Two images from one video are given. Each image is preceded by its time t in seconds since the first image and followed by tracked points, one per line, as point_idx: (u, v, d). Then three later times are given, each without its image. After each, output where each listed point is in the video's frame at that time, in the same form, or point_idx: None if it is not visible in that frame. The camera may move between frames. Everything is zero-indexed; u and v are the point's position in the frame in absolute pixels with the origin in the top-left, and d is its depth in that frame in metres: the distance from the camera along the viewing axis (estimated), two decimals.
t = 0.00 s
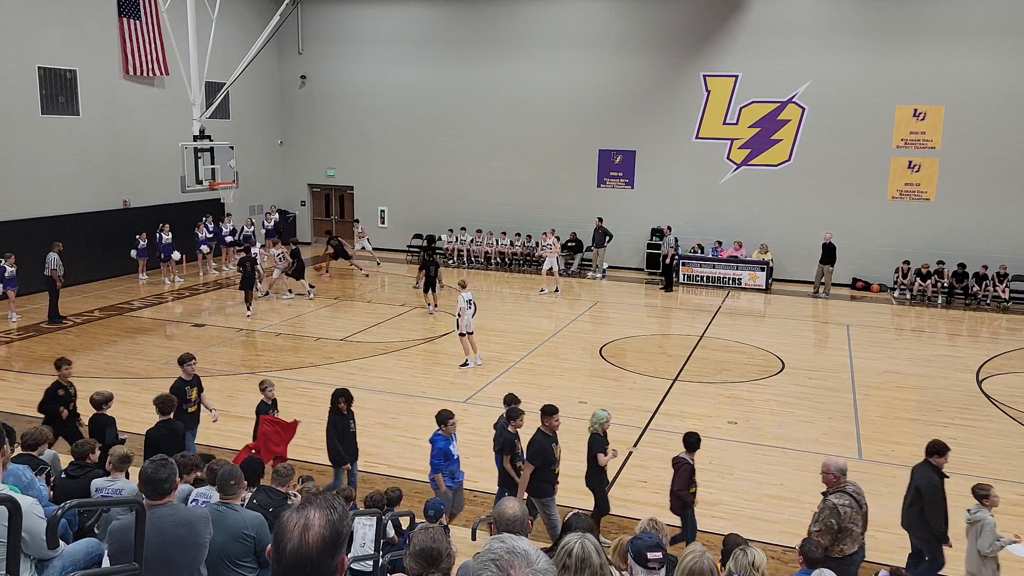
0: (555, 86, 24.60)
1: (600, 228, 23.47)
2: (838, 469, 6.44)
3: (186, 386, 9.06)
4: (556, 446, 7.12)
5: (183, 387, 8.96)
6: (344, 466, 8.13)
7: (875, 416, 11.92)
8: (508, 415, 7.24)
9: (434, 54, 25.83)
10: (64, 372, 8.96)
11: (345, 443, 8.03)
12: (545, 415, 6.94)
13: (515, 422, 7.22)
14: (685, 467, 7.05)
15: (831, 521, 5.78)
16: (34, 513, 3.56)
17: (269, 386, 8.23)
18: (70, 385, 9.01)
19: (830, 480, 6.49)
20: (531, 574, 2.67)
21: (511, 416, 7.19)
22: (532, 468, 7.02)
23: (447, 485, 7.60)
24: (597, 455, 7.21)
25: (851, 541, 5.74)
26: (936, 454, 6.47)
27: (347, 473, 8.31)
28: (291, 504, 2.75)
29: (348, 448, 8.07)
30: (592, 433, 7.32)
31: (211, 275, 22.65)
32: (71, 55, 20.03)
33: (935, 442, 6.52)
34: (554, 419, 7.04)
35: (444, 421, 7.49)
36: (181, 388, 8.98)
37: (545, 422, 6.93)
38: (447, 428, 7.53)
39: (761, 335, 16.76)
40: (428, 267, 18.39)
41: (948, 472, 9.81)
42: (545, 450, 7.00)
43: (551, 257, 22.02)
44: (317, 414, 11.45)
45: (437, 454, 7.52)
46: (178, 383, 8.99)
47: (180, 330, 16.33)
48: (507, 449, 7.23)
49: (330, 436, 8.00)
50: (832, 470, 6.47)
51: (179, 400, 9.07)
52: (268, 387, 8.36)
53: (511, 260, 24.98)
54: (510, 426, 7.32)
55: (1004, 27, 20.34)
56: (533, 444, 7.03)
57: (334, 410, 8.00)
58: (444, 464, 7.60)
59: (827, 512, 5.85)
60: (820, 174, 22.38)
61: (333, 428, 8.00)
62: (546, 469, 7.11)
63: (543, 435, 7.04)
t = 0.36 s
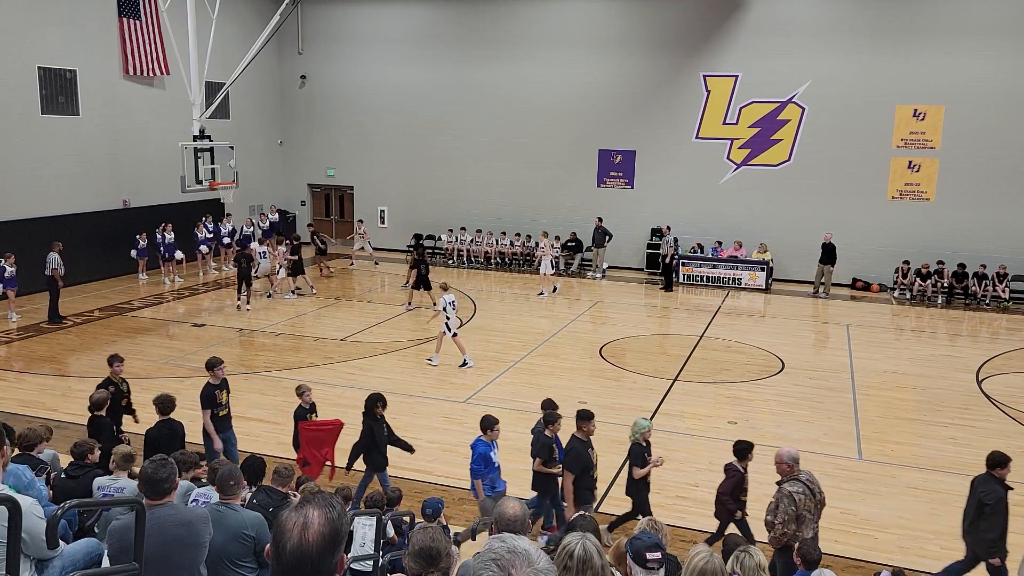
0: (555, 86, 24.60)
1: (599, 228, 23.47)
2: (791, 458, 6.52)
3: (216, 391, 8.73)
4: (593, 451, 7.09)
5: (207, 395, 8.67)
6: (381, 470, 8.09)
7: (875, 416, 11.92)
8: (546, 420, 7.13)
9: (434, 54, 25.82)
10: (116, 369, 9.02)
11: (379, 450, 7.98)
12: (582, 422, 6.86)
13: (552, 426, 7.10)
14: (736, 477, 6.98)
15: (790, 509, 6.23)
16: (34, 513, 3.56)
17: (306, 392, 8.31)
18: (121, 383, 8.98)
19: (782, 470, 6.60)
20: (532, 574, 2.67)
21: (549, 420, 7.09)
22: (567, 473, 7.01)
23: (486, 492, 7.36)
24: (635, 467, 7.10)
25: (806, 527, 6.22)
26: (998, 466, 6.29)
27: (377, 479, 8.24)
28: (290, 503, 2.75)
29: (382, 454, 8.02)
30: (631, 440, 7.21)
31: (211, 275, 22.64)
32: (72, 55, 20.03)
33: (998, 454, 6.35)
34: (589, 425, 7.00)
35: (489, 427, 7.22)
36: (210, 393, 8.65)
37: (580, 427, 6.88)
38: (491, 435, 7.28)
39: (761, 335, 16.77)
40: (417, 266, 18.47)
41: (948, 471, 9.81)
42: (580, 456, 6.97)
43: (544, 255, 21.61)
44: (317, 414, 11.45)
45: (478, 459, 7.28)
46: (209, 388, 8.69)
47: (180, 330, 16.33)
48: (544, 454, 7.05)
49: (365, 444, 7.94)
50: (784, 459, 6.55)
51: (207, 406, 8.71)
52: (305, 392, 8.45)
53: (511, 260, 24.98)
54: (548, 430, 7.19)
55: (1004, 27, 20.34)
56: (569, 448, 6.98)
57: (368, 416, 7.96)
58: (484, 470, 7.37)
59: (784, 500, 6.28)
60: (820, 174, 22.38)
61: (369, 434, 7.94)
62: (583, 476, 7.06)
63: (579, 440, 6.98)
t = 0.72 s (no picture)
0: (555, 86, 24.60)
1: (599, 228, 23.47)
2: (750, 453, 6.34)
3: (250, 397, 8.55)
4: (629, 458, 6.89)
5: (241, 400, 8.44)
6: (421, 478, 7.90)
7: (874, 416, 11.92)
8: (582, 422, 7.13)
9: (434, 54, 25.82)
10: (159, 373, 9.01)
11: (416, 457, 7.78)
12: (619, 425, 6.73)
13: (588, 428, 7.11)
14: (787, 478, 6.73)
15: (755, 505, 6.18)
16: (34, 513, 3.56)
17: (337, 401, 8.07)
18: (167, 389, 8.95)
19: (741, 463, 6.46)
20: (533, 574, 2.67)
21: (585, 423, 7.08)
22: (607, 477, 6.83)
23: (523, 498, 7.30)
24: (679, 471, 6.93)
25: (768, 520, 6.21)
26: None
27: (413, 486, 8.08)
28: (289, 503, 2.75)
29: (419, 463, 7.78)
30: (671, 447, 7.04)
31: (211, 275, 22.64)
32: (72, 55, 20.04)
33: None
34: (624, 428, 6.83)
35: (527, 432, 7.22)
36: (244, 398, 8.47)
37: (616, 430, 6.74)
38: (528, 439, 7.28)
39: (761, 335, 16.77)
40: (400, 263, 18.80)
41: (948, 471, 9.81)
42: (618, 459, 6.77)
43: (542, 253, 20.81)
44: (317, 414, 11.46)
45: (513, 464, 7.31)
46: (242, 393, 8.48)
47: (180, 330, 16.34)
48: (579, 455, 7.15)
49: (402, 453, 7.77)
50: (743, 455, 6.38)
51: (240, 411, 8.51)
52: (335, 399, 8.15)
53: (511, 260, 24.98)
54: (584, 432, 7.21)
55: (1004, 27, 20.33)
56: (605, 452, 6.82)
57: (404, 421, 7.85)
58: (521, 475, 7.37)
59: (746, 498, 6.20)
60: (820, 174, 22.38)
61: (404, 440, 7.80)
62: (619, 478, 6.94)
63: (614, 443, 6.81)
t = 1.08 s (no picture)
0: (555, 86, 24.60)
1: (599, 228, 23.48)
2: (711, 448, 6.46)
3: (284, 399, 8.43)
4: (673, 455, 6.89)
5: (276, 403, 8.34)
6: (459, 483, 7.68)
7: (874, 416, 11.92)
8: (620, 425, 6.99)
9: (434, 54, 25.82)
10: (207, 379, 8.32)
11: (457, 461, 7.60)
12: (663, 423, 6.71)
13: (626, 431, 6.96)
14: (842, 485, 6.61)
15: (720, 499, 6.10)
16: (34, 513, 3.56)
17: (371, 406, 7.96)
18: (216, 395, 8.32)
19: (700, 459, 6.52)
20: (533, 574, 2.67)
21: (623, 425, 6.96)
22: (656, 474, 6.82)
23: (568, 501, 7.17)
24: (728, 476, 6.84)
25: (730, 514, 6.16)
26: None
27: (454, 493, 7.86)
28: (289, 503, 2.75)
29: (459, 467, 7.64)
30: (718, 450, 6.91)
31: (211, 275, 22.63)
32: (72, 55, 20.04)
33: None
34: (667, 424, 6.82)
35: (567, 436, 6.93)
36: (278, 401, 8.35)
37: (660, 428, 6.72)
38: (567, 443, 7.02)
39: (761, 335, 16.77)
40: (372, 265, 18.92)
41: (948, 471, 9.82)
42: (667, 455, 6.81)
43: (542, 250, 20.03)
44: (317, 414, 11.46)
45: (559, 470, 7.08)
46: (277, 396, 8.38)
47: (179, 330, 16.35)
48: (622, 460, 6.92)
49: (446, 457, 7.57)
50: (703, 450, 6.47)
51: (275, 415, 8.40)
52: (368, 403, 8.07)
53: (511, 260, 24.98)
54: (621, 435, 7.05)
55: (1004, 27, 20.33)
56: (655, 451, 6.81)
57: (447, 425, 7.58)
58: (565, 479, 7.15)
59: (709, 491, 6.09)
60: (820, 174, 22.38)
61: (449, 445, 7.56)
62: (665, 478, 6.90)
63: (661, 439, 6.82)
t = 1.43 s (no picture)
0: (555, 86, 24.60)
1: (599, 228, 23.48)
2: (677, 447, 6.31)
3: (317, 404, 8.09)
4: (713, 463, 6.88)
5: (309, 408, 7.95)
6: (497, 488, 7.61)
7: (874, 416, 11.92)
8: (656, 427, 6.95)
9: (434, 54, 25.82)
10: (250, 383, 8.12)
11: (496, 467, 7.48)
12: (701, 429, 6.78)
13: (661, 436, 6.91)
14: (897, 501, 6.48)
15: (687, 496, 6.37)
16: (34, 513, 3.56)
17: (404, 411, 7.85)
18: (256, 399, 8.28)
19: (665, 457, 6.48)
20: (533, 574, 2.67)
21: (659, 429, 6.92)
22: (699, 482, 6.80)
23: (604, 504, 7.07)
24: (771, 488, 6.67)
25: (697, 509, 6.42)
26: None
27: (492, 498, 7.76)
28: (289, 503, 2.74)
29: (498, 473, 7.52)
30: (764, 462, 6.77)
31: (211, 275, 22.63)
32: (73, 55, 20.06)
33: None
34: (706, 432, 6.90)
35: (603, 438, 6.79)
36: (310, 407, 7.95)
37: (699, 434, 6.78)
38: (604, 444, 6.89)
39: (761, 335, 16.76)
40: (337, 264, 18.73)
41: (948, 471, 9.82)
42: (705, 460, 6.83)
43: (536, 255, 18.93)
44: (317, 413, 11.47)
45: (597, 470, 6.94)
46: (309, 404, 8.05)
47: (180, 330, 16.35)
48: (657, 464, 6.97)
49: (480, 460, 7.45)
50: (670, 449, 6.33)
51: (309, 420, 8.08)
52: (402, 408, 7.95)
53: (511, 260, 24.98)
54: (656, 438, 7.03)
55: (1004, 27, 20.33)
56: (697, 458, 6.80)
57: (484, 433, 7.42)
58: (604, 480, 7.05)
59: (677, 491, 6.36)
60: (820, 174, 22.38)
61: (484, 452, 7.44)
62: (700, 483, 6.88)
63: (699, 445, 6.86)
